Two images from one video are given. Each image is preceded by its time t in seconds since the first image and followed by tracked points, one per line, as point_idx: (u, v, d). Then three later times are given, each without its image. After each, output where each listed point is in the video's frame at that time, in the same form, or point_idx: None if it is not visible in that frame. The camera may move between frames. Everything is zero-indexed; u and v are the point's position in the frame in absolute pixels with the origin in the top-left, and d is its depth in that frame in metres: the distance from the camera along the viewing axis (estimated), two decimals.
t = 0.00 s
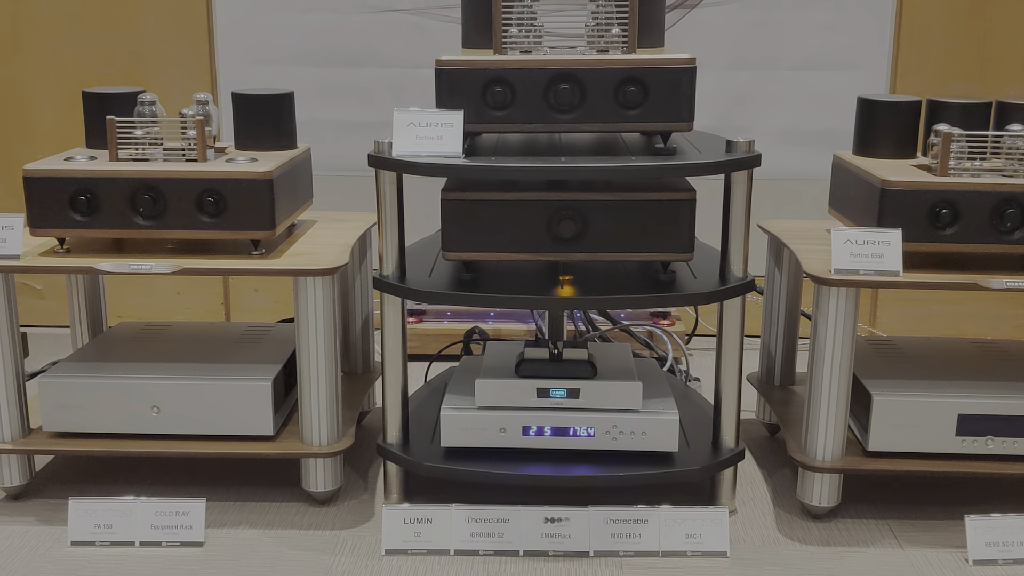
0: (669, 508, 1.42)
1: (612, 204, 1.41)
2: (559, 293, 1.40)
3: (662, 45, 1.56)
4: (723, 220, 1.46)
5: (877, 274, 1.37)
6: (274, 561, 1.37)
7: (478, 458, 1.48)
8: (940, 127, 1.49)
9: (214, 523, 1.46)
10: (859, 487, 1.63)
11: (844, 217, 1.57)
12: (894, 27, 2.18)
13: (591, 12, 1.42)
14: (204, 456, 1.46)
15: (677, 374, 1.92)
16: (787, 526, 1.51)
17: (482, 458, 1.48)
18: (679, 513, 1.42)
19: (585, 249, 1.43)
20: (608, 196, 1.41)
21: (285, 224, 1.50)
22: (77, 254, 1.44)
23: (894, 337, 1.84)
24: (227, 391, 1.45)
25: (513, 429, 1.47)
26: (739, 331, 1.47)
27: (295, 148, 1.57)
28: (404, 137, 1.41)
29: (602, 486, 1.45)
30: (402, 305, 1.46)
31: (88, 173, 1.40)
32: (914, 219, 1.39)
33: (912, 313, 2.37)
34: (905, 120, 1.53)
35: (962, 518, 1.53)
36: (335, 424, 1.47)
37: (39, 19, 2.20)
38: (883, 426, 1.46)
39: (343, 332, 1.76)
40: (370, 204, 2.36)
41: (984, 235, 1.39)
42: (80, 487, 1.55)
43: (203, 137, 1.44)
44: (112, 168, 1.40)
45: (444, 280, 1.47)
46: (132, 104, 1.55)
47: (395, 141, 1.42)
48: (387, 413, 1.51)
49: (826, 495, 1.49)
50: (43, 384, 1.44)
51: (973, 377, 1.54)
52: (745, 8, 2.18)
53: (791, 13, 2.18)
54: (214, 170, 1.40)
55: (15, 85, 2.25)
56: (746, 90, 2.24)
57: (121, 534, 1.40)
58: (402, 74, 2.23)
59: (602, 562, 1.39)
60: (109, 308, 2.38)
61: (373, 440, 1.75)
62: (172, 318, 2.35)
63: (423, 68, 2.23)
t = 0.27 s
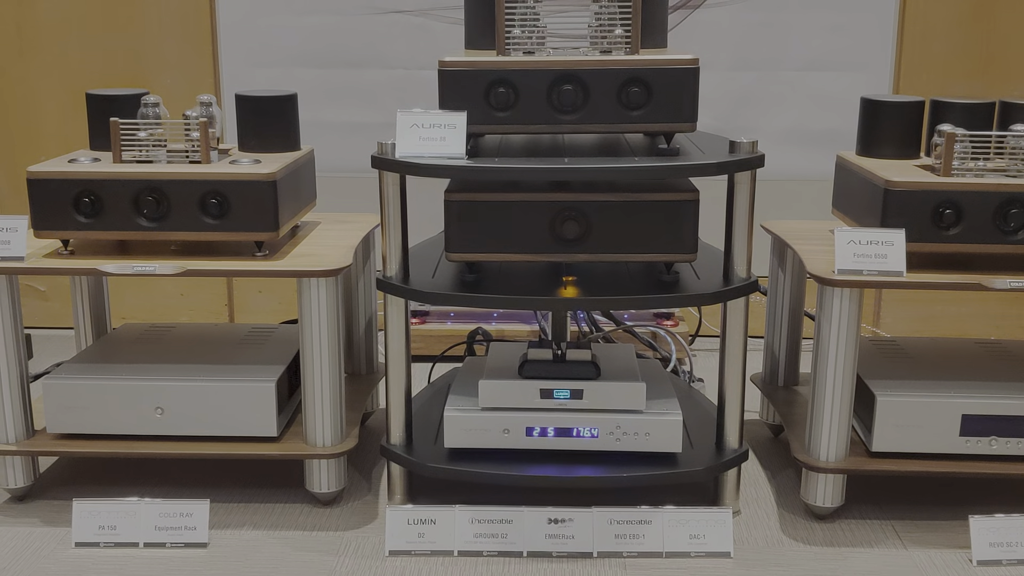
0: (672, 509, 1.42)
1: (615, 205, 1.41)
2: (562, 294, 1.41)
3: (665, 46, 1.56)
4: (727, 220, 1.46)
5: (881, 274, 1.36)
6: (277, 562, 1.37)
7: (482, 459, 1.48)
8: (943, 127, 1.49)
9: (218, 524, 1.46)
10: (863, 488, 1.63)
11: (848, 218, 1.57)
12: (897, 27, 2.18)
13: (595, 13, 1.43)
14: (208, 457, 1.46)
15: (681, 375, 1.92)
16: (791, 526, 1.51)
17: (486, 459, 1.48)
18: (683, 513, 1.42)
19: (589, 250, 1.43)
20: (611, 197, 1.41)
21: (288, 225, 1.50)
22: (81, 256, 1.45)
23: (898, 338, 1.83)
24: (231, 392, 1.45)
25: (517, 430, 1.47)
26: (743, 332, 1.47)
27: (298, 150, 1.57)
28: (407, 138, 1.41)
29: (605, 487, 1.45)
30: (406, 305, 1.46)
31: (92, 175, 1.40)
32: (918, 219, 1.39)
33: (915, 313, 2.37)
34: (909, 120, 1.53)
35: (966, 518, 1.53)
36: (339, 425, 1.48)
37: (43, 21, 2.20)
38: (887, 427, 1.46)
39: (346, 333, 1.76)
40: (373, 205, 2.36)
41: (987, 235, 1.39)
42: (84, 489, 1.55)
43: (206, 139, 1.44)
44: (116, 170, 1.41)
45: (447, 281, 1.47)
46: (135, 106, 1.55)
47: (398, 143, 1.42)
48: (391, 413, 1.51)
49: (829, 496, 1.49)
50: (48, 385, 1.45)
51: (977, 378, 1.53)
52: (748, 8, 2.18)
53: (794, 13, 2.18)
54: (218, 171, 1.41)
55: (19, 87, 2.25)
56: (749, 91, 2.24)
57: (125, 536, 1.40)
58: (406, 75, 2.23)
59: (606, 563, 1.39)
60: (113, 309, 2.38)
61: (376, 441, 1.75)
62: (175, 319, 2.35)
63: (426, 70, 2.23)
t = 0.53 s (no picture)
0: (675, 509, 1.42)
1: (617, 205, 1.41)
2: (565, 294, 1.41)
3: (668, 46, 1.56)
4: (730, 220, 1.46)
5: (883, 274, 1.36)
6: (281, 563, 1.37)
7: (484, 459, 1.48)
8: (946, 127, 1.48)
9: (221, 525, 1.46)
10: (866, 488, 1.63)
11: (851, 218, 1.57)
12: (900, 27, 2.17)
13: (597, 13, 1.43)
14: (212, 458, 1.46)
15: (683, 376, 1.92)
16: (794, 526, 1.51)
17: (488, 459, 1.48)
18: (686, 513, 1.41)
19: (591, 250, 1.43)
20: (614, 197, 1.41)
21: (291, 226, 1.50)
22: (84, 257, 1.45)
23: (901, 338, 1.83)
24: (234, 393, 1.45)
25: (520, 431, 1.47)
26: (746, 332, 1.47)
27: (301, 151, 1.57)
28: (409, 139, 1.41)
29: (608, 487, 1.45)
30: (409, 306, 1.46)
31: (95, 176, 1.41)
32: (921, 219, 1.39)
33: (918, 313, 2.37)
34: (911, 120, 1.53)
35: (969, 518, 1.53)
36: (342, 426, 1.48)
37: (46, 23, 2.21)
38: (890, 427, 1.46)
39: (349, 334, 1.76)
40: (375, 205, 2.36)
41: (990, 235, 1.39)
42: (88, 489, 1.55)
43: (209, 140, 1.45)
44: (119, 171, 1.41)
45: (450, 282, 1.47)
46: (138, 107, 1.55)
47: (401, 143, 1.42)
48: (393, 414, 1.51)
49: (832, 496, 1.49)
50: (51, 386, 1.45)
51: (981, 378, 1.53)
52: (751, 8, 2.18)
53: (796, 13, 2.18)
54: (221, 172, 1.41)
55: (22, 88, 2.25)
56: (752, 91, 2.23)
57: (129, 536, 1.40)
58: (408, 76, 2.24)
59: (609, 564, 1.39)
60: (116, 310, 2.38)
61: (379, 442, 1.75)
62: (178, 320, 2.36)
63: (429, 70, 2.23)
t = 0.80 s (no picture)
0: (679, 510, 1.41)
1: (620, 206, 1.41)
2: (568, 295, 1.41)
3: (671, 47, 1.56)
4: (733, 221, 1.46)
5: (886, 275, 1.36)
6: (284, 564, 1.37)
7: (487, 460, 1.48)
8: (949, 127, 1.48)
9: (225, 526, 1.46)
10: (870, 489, 1.63)
11: (854, 218, 1.57)
12: (903, 27, 2.17)
13: (600, 14, 1.43)
14: (215, 459, 1.46)
15: (686, 376, 1.92)
16: (797, 527, 1.51)
17: (491, 460, 1.48)
18: (689, 514, 1.41)
19: (594, 251, 1.43)
20: (617, 198, 1.41)
21: (294, 227, 1.50)
22: (88, 258, 1.45)
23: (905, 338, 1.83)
24: (237, 394, 1.45)
25: (523, 432, 1.47)
26: (749, 332, 1.47)
27: (304, 152, 1.57)
28: (412, 140, 1.41)
29: (611, 488, 1.45)
30: (412, 307, 1.46)
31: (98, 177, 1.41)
32: (924, 220, 1.39)
33: (921, 314, 2.36)
34: (914, 120, 1.52)
35: (973, 519, 1.53)
36: (345, 427, 1.48)
37: (49, 25, 2.21)
38: (894, 427, 1.46)
39: (352, 335, 1.76)
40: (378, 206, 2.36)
41: (994, 236, 1.39)
42: (91, 490, 1.55)
43: (212, 141, 1.45)
44: (122, 172, 1.41)
45: (453, 283, 1.47)
46: (142, 108, 1.55)
47: (404, 144, 1.42)
48: (396, 415, 1.51)
49: (836, 497, 1.49)
50: (55, 387, 1.45)
51: (984, 378, 1.53)
52: (754, 9, 2.18)
53: (799, 14, 2.18)
54: (224, 173, 1.41)
55: (25, 90, 2.26)
56: (755, 92, 2.23)
57: (132, 537, 1.40)
58: (411, 77, 2.24)
59: (612, 564, 1.39)
60: (119, 312, 2.38)
61: (382, 443, 1.75)
62: (181, 321, 2.36)
63: (432, 71, 2.23)
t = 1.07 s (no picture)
0: (682, 512, 1.41)
1: (623, 209, 1.42)
2: (571, 298, 1.41)
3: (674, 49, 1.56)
4: (735, 224, 1.46)
5: (889, 277, 1.36)
6: (287, 566, 1.37)
7: (490, 462, 1.48)
8: (953, 129, 1.48)
9: (227, 528, 1.46)
10: (873, 491, 1.63)
11: (857, 220, 1.57)
12: (906, 30, 2.17)
13: (602, 17, 1.43)
14: (218, 462, 1.46)
15: (689, 379, 1.92)
16: (800, 530, 1.51)
17: (494, 463, 1.48)
18: (692, 517, 1.41)
19: (597, 253, 1.43)
20: (619, 201, 1.42)
21: (297, 229, 1.50)
22: (91, 261, 1.45)
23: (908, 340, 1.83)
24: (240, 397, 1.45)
25: (526, 434, 1.47)
26: (752, 334, 1.47)
27: (307, 154, 1.57)
28: (415, 142, 1.42)
29: (614, 491, 1.45)
30: (414, 309, 1.46)
31: (102, 180, 1.41)
32: (927, 222, 1.38)
33: (924, 316, 2.36)
34: (917, 123, 1.52)
35: (977, 522, 1.52)
36: (348, 429, 1.48)
37: (52, 28, 2.21)
38: (898, 430, 1.46)
39: (354, 337, 1.76)
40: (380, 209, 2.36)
41: (997, 238, 1.39)
42: (94, 493, 1.55)
43: (215, 144, 1.45)
44: (125, 175, 1.41)
45: (455, 285, 1.47)
46: (145, 111, 1.55)
47: (406, 147, 1.43)
48: (399, 418, 1.51)
49: (839, 499, 1.48)
50: (58, 390, 1.45)
51: (988, 381, 1.53)
52: (756, 11, 2.18)
53: (801, 16, 2.18)
54: (227, 176, 1.41)
55: (28, 93, 2.26)
56: (757, 94, 2.23)
57: (136, 540, 1.40)
58: (413, 79, 2.24)
59: (615, 567, 1.39)
60: (122, 314, 2.38)
61: (385, 445, 1.75)
62: (184, 324, 2.36)
63: (434, 74, 2.23)
